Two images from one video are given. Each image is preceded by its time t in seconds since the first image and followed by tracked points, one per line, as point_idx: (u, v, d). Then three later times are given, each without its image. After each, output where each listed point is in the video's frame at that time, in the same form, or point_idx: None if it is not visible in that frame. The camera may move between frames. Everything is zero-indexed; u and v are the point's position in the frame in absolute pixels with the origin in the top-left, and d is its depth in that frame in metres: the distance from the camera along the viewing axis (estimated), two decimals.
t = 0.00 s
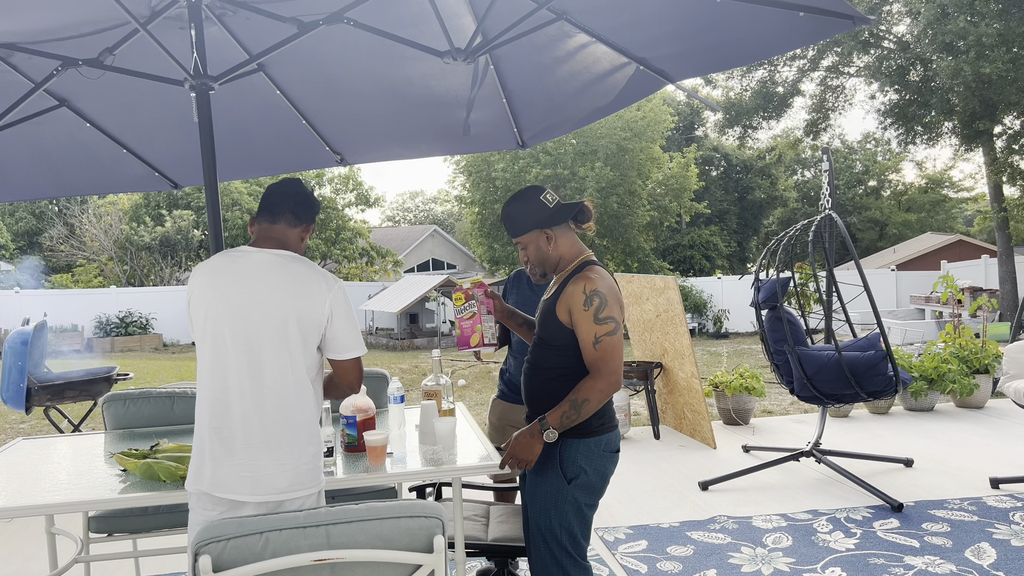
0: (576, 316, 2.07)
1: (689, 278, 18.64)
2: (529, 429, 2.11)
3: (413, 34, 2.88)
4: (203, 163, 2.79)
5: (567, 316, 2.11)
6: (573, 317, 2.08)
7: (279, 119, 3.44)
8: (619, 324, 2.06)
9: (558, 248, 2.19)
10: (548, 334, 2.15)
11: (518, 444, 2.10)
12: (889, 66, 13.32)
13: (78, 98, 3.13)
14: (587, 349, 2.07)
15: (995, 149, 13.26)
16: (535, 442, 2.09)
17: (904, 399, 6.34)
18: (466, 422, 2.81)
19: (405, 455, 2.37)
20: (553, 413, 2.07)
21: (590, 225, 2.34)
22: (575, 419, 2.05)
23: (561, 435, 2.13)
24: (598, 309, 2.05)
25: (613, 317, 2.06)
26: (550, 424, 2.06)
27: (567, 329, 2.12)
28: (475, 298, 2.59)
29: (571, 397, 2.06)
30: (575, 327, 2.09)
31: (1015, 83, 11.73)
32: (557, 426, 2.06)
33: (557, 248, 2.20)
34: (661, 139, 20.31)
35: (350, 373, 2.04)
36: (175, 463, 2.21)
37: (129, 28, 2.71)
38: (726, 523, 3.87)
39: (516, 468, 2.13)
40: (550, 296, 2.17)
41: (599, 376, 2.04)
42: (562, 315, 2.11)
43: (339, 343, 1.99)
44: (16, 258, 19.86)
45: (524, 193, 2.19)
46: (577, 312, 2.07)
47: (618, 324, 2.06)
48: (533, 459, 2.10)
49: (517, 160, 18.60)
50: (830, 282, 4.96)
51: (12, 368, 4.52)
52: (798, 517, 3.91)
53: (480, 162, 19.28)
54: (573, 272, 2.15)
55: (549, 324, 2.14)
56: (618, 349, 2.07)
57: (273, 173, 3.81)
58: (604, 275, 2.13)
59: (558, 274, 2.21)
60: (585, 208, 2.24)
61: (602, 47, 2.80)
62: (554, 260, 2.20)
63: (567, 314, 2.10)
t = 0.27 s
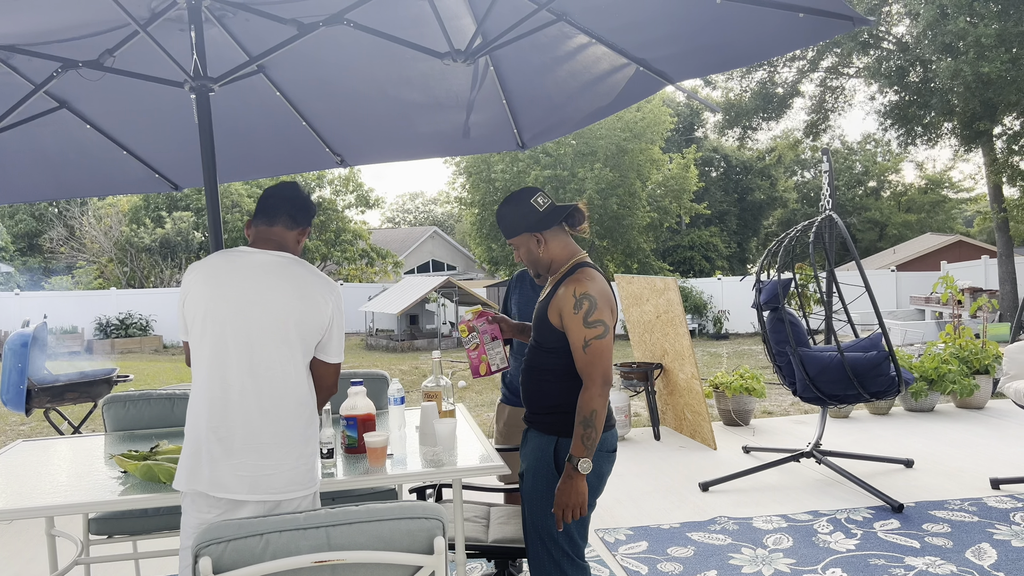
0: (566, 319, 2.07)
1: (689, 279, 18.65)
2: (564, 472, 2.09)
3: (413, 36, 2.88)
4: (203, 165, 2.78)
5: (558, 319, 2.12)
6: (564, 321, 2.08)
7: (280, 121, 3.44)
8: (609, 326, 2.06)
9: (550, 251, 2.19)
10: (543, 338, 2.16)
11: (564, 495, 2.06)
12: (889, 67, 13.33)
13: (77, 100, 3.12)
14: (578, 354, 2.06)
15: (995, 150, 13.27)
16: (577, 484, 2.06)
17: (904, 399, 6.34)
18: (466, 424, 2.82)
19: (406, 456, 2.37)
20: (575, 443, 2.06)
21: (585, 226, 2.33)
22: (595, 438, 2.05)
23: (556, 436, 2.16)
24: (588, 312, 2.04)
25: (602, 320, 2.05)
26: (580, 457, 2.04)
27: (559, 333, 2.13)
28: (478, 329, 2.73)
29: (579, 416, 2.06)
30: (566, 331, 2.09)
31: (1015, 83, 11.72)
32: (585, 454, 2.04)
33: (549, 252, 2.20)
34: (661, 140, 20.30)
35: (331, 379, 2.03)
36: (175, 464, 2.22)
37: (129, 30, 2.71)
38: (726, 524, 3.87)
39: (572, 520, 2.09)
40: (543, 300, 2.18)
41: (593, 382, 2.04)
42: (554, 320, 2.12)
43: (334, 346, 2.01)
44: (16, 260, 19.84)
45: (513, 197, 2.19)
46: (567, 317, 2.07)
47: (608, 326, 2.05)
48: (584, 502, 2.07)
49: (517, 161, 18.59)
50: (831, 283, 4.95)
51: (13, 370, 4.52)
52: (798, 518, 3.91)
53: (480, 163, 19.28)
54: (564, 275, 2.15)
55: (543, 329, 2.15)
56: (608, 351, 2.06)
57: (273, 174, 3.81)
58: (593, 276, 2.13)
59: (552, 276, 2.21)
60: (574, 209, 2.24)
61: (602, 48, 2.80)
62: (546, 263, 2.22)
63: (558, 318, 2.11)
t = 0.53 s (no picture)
0: (561, 315, 2.08)
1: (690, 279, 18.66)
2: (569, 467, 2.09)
3: (413, 38, 2.88)
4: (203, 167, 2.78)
5: (552, 316, 2.13)
6: (558, 318, 2.10)
7: (280, 122, 3.44)
8: (604, 319, 2.08)
9: (542, 249, 2.22)
10: (537, 336, 2.17)
11: (572, 488, 2.06)
12: (889, 67, 13.33)
13: (77, 102, 3.13)
14: (575, 348, 2.07)
15: (995, 150, 13.26)
16: (584, 476, 2.06)
17: (905, 400, 6.34)
18: (466, 426, 2.81)
19: (406, 458, 2.37)
20: (579, 436, 2.07)
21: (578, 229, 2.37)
22: (599, 429, 2.07)
23: (550, 434, 2.16)
24: (582, 306, 2.07)
25: (598, 314, 2.07)
26: (585, 448, 2.05)
27: (554, 330, 2.14)
28: (477, 356, 2.64)
29: (582, 408, 2.07)
30: (561, 327, 2.10)
31: (1015, 83, 11.71)
32: (590, 446, 2.06)
33: (543, 249, 2.23)
34: (661, 141, 20.31)
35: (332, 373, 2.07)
36: (174, 466, 2.22)
37: (129, 32, 2.72)
38: (727, 525, 3.86)
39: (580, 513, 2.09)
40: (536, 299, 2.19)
41: (594, 373, 2.05)
42: (548, 318, 2.13)
43: (330, 345, 2.04)
44: (17, 262, 19.85)
45: (510, 195, 2.23)
46: (562, 312, 2.08)
47: (603, 318, 2.08)
48: (593, 493, 2.07)
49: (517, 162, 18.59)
50: (832, 283, 4.94)
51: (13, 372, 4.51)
52: (799, 519, 3.90)
53: (481, 164, 19.28)
54: (557, 272, 2.17)
55: (538, 326, 2.16)
56: (606, 344, 2.07)
57: (273, 176, 3.81)
58: (586, 272, 2.15)
59: (544, 275, 2.24)
60: (571, 215, 2.28)
61: (601, 49, 2.80)
62: (538, 260, 2.24)
63: (552, 315, 2.12)
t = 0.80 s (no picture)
0: (553, 309, 2.16)
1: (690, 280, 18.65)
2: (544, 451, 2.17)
3: (413, 39, 2.88)
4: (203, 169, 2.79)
5: (545, 311, 2.21)
6: (551, 312, 2.17)
7: (281, 124, 3.45)
8: (595, 313, 2.16)
9: (543, 244, 2.29)
10: (532, 331, 2.26)
11: (543, 470, 2.14)
12: (890, 68, 13.34)
13: (78, 104, 3.13)
14: (567, 341, 2.15)
15: (996, 150, 13.25)
16: (557, 461, 2.13)
17: (906, 401, 6.34)
18: (467, 427, 2.81)
19: (406, 459, 2.37)
20: (558, 423, 2.14)
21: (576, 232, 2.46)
22: (578, 419, 2.13)
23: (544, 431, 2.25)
24: (574, 300, 2.14)
25: (589, 308, 2.15)
26: (561, 437, 2.12)
27: (547, 324, 2.22)
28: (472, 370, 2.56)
29: (566, 397, 2.14)
30: (554, 322, 2.18)
31: (1015, 84, 11.70)
32: (567, 435, 2.12)
33: (542, 245, 2.30)
34: (661, 142, 20.31)
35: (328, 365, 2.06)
36: (175, 468, 2.22)
37: (130, 35, 2.72)
38: (728, 526, 3.86)
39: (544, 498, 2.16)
40: (531, 295, 2.27)
41: (583, 366, 2.13)
42: (541, 312, 2.21)
43: (323, 340, 2.02)
44: (17, 263, 19.86)
45: (512, 191, 2.29)
46: (555, 306, 2.16)
47: (594, 314, 2.16)
48: (560, 478, 2.14)
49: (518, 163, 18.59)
50: (834, 284, 4.93)
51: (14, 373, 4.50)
52: (800, 520, 3.90)
53: (481, 165, 19.29)
54: (552, 268, 2.25)
55: (533, 321, 2.24)
56: (596, 337, 2.15)
57: (272, 177, 3.82)
58: (580, 270, 2.24)
59: (539, 271, 2.31)
60: (573, 223, 2.37)
61: (602, 50, 2.80)
62: (537, 255, 2.30)
63: (545, 310, 2.20)
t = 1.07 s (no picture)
0: (548, 308, 2.17)
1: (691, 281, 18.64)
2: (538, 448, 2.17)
3: (413, 40, 2.89)
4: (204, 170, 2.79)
5: (539, 310, 2.22)
6: (546, 310, 2.18)
7: (282, 125, 3.45)
8: (589, 311, 2.18)
9: (539, 244, 2.30)
10: (526, 330, 2.26)
11: (537, 467, 2.14)
12: (891, 68, 13.33)
13: (79, 105, 3.14)
14: (560, 339, 2.17)
15: (997, 150, 13.24)
16: (551, 456, 2.14)
17: (907, 401, 6.33)
18: (467, 428, 2.81)
19: (407, 460, 2.36)
20: (551, 420, 2.14)
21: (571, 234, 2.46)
22: (572, 416, 2.13)
23: (538, 428, 2.26)
24: (569, 299, 2.16)
25: (583, 306, 2.17)
26: (555, 433, 2.13)
27: (541, 323, 2.23)
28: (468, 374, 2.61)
29: (559, 394, 2.14)
30: (548, 320, 2.19)
31: (1016, 84, 11.69)
32: (560, 430, 2.13)
33: (538, 244, 2.30)
34: (662, 143, 20.31)
35: (329, 366, 2.04)
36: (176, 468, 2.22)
37: (130, 35, 2.72)
38: (729, 526, 3.86)
39: (539, 494, 2.17)
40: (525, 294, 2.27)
41: (576, 363, 2.14)
42: (536, 311, 2.22)
43: (320, 339, 2.01)
44: (19, 264, 19.88)
45: (509, 190, 2.30)
46: (550, 305, 2.17)
47: (588, 312, 2.17)
48: (554, 475, 2.15)
49: (518, 163, 18.60)
50: (834, 285, 4.93)
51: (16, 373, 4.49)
52: (801, 521, 3.90)
53: (481, 166, 19.32)
54: (546, 267, 2.26)
55: (526, 320, 2.25)
56: (589, 336, 2.17)
57: (272, 178, 3.81)
58: (575, 270, 2.25)
59: (534, 270, 2.31)
60: (568, 223, 2.37)
61: (603, 51, 2.80)
62: (531, 254, 2.31)
63: (540, 308, 2.21)
